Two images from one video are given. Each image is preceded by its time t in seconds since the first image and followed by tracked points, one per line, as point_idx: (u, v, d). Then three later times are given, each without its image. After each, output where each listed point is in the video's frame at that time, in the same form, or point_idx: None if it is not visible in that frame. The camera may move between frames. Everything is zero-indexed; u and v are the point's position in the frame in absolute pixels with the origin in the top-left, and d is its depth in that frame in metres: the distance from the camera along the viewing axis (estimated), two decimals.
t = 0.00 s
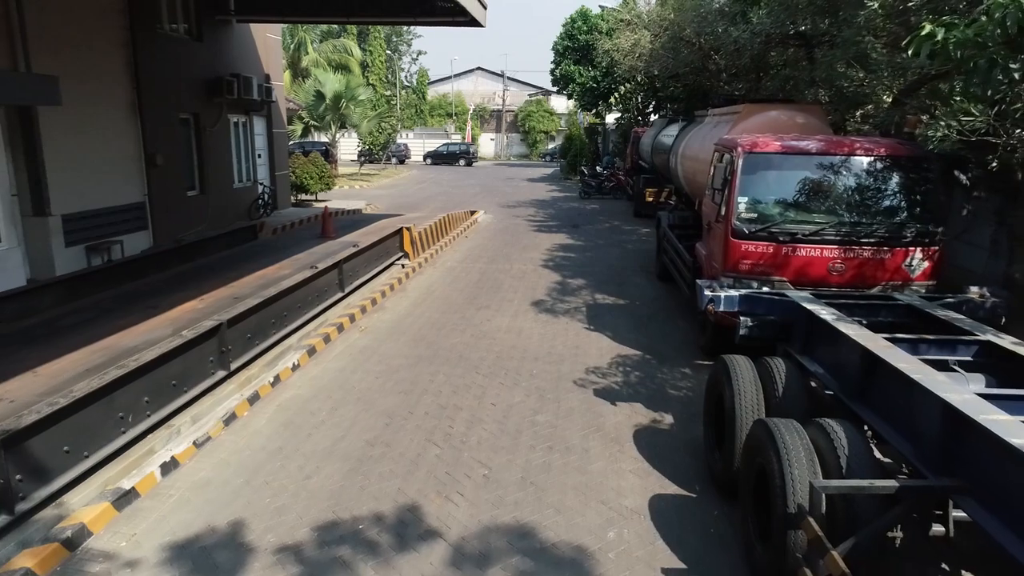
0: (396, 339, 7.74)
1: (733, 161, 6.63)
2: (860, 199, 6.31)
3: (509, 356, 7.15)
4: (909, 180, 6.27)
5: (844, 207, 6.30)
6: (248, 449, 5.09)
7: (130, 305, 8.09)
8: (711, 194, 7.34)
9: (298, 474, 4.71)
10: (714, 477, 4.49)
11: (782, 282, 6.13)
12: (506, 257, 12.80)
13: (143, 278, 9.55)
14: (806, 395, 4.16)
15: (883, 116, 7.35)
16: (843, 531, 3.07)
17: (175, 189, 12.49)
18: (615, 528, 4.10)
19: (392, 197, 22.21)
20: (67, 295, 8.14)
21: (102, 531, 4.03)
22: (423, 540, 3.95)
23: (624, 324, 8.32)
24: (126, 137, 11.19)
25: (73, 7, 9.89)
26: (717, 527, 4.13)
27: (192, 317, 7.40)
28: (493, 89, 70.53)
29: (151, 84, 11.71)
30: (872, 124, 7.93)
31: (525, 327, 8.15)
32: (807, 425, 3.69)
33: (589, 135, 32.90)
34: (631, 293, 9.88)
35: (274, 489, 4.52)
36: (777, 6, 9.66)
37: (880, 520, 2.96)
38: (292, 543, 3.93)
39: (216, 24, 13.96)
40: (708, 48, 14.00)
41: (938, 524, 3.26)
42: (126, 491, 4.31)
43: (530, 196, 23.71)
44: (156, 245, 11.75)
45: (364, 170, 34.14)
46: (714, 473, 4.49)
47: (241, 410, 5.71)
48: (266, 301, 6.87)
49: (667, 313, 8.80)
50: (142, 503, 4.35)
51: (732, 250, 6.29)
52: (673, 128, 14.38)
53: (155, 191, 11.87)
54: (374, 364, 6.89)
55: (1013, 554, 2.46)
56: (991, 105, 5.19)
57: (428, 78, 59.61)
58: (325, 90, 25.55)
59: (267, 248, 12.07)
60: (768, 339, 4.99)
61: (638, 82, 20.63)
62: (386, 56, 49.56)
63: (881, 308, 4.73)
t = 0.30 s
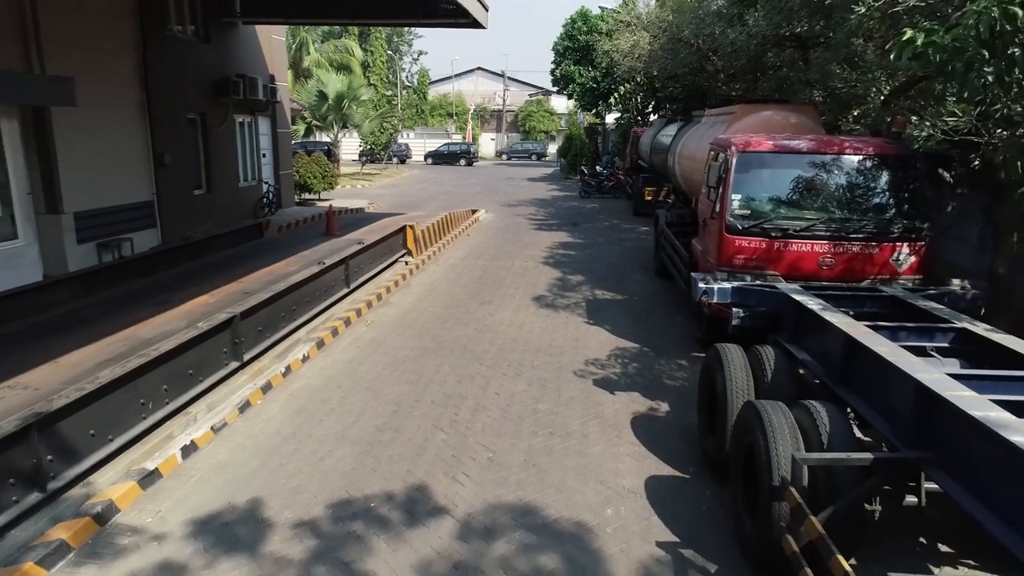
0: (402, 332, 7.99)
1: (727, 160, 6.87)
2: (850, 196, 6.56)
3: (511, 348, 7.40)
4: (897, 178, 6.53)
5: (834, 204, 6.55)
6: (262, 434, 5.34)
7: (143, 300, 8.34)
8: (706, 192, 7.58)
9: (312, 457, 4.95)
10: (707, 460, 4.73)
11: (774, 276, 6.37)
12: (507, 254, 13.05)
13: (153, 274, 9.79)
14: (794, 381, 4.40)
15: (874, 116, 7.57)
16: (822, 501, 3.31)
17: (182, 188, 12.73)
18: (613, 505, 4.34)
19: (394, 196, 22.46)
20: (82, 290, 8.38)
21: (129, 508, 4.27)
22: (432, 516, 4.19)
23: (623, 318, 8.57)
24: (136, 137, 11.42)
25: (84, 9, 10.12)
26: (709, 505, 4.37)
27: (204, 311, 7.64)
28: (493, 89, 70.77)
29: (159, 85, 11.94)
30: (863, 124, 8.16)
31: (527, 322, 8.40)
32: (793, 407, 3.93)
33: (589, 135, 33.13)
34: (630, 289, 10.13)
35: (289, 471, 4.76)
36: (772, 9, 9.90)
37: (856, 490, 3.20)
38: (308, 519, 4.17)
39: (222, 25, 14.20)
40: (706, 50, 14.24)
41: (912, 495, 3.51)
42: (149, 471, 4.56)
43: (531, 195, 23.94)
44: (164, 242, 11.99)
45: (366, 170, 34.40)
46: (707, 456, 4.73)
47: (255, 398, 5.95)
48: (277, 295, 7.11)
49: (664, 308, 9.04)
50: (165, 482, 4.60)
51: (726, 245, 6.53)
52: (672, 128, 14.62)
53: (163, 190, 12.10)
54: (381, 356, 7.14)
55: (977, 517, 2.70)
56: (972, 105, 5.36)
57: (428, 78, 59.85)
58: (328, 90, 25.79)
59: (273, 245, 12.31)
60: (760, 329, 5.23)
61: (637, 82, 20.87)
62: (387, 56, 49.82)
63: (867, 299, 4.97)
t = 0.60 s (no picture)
0: (407, 326, 8.24)
1: (722, 159, 7.11)
2: (841, 193, 6.80)
3: (513, 341, 7.65)
4: (886, 176, 6.78)
5: (825, 201, 6.79)
6: (276, 420, 5.58)
7: (155, 295, 8.58)
8: (702, 190, 7.83)
9: (324, 442, 5.19)
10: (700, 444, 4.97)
11: (768, 270, 6.60)
12: (509, 252, 13.30)
13: (164, 270, 10.03)
14: (783, 368, 4.64)
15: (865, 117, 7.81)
16: (807, 475, 3.54)
17: (190, 187, 12.97)
18: (611, 485, 4.58)
19: (396, 196, 22.71)
20: (96, 285, 8.62)
21: (154, 487, 4.52)
22: (441, 495, 4.43)
23: (621, 313, 8.82)
24: (145, 136, 11.65)
25: (95, 12, 10.35)
26: (702, 486, 4.61)
27: (216, 305, 7.89)
28: (493, 89, 71.03)
29: (167, 87, 12.18)
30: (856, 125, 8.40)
31: (528, 316, 8.65)
32: (781, 390, 4.16)
33: (589, 135, 33.37)
34: (629, 285, 10.37)
35: (304, 454, 5.00)
36: (768, 12, 10.14)
37: (838, 465, 3.43)
38: (324, 498, 4.41)
39: (228, 27, 14.45)
40: (704, 51, 14.53)
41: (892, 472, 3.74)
42: (172, 453, 4.80)
43: (531, 195, 24.19)
44: (173, 240, 12.24)
45: (367, 170, 34.70)
46: (701, 440, 4.97)
47: (268, 387, 6.20)
48: (286, 289, 7.36)
49: (662, 303, 9.29)
50: (187, 465, 4.84)
51: (721, 241, 6.77)
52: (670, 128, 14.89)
53: (171, 189, 12.34)
54: (388, 348, 7.39)
55: (943, 484, 2.93)
56: (955, 105, 5.56)
57: (429, 77, 60.16)
58: (331, 90, 26.05)
59: (279, 243, 12.55)
60: (752, 321, 5.47)
61: (637, 83, 21.11)
62: (387, 57, 50.06)
63: (853, 291, 5.21)
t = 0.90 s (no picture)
0: (412, 319, 8.49)
1: (717, 157, 7.34)
2: (832, 190, 7.05)
3: (515, 333, 7.90)
4: (875, 174, 7.03)
5: (817, 198, 7.04)
6: (289, 407, 5.83)
7: (167, 290, 8.82)
8: (698, 186, 8.06)
9: (335, 426, 5.44)
10: (695, 427, 5.22)
11: (761, 265, 6.85)
12: (510, 249, 13.55)
13: (175, 266, 10.28)
14: (773, 354, 4.89)
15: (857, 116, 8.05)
16: (792, 451, 3.79)
17: (197, 186, 13.21)
18: (610, 466, 4.82)
19: (398, 195, 22.96)
20: (110, 280, 8.86)
21: (176, 468, 4.76)
22: (448, 474, 4.68)
23: (620, 307, 9.07)
24: (153, 136, 11.87)
25: (104, 14, 10.56)
26: (696, 466, 4.85)
27: (227, 299, 8.13)
28: (493, 89, 71.28)
29: (175, 88, 12.42)
30: (847, 125, 8.64)
31: (530, 310, 8.90)
32: (770, 374, 4.41)
33: (589, 135, 33.63)
34: (628, 281, 10.62)
35: (317, 438, 5.24)
36: (763, 14, 10.38)
37: (821, 441, 3.67)
38: (337, 477, 4.66)
39: (233, 29, 14.70)
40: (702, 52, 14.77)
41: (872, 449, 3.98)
42: (192, 436, 5.05)
43: (532, 194, 24.45)
44: (181, 238, 12.47)
45: (369, 169, 34.95)
46: (695, 424, 5.22)
47: (281, 376, 6.45)
48: (296, 284, 7.61)
49: (660, 298, 9.54)
50: (206, 447, 5.09)
51: (716, 236, 7.01)
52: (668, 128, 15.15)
53: (179, 187, 12.58)
54: (394, 340, 7.64)
55: (915, 455, 3.15)
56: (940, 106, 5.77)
57: (429, 78, 60.41)
58: (333, 91, 26.29)
59: (284, 241, 12.80)
60: (744, 311, 5.72)
61: (636, 83, 21.37)
62: (388, 57, 50.32)
63: (841, 282, 5.45)
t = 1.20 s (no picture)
0: (417, 313, 8.73)
1: (712, 155, 7.57)
2: (824, 187, 7.28)
3: (517, 326, 8.15)
4: (866, 171, 7.27)
5: (809, 194, 7.27)
6: (301, 394, 6.07)
7: (178, 284, 9.06)
8: (695, 183, 8.30)
9: (346, 412, 5.68)
10: (689, 411, 5.46)
11: (755, 258, 7.09)
12: (511, 246, 13.80)
13: (183, 262, 10.52)
14: (764, 341, 5.13)
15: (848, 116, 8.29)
16: (780, 428, 4.03)
17: (203, 184, 13.45)
18: (609, 448, 5.07)
19: (399, 193, 23.21)
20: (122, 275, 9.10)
21: (196, 449, 5.00)
22: (455, 456, 4.91)
23: (619, 301, 9.32)
24: (162, 135, 12.12)
25: (114, 16, 10.78)
26: (691, 447, 5.09)
27: (236, 293, 8.37)
28: (494, 89, 71.52)
29: (183, 88, 12.67)
30: (839, 124, 8.87)
31: (531, 304, 9.15)
32: (760, 359, 4.64)
33: (589, 135, 33.87)
34: (627, 277, 10.87)
35: (328, 422, 5.48)
36: (759, 15, 10.63)
37: (806, 418, 3.91)
38: (349, 458, 4.89)
39: (239, 30, 14.95)
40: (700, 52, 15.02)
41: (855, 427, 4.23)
42: (210, 420, 5.29)
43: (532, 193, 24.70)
44: (188, 235, 12.71)
45: (370, 168, 35.18)
46: (690, 408, 5.46)
47: (291, 365, 6.69)
48: (304, 278, 7.85)
49: (658, 292, 9.78)
50: (223, 430, 5.33)
51: (711, 231, 7.25)
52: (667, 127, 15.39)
53: (186, 185, 12.82)
54: (400, 333, 7.88)
55: (891, 429, 3.37)
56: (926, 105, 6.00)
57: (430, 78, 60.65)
58: (335, 91, 26.55)
59: (289, 238, 13.04)
60: (738, 301, 5.96)
61: (636, 83, 21.61)
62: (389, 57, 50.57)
63: (830, 273, 5.70)
